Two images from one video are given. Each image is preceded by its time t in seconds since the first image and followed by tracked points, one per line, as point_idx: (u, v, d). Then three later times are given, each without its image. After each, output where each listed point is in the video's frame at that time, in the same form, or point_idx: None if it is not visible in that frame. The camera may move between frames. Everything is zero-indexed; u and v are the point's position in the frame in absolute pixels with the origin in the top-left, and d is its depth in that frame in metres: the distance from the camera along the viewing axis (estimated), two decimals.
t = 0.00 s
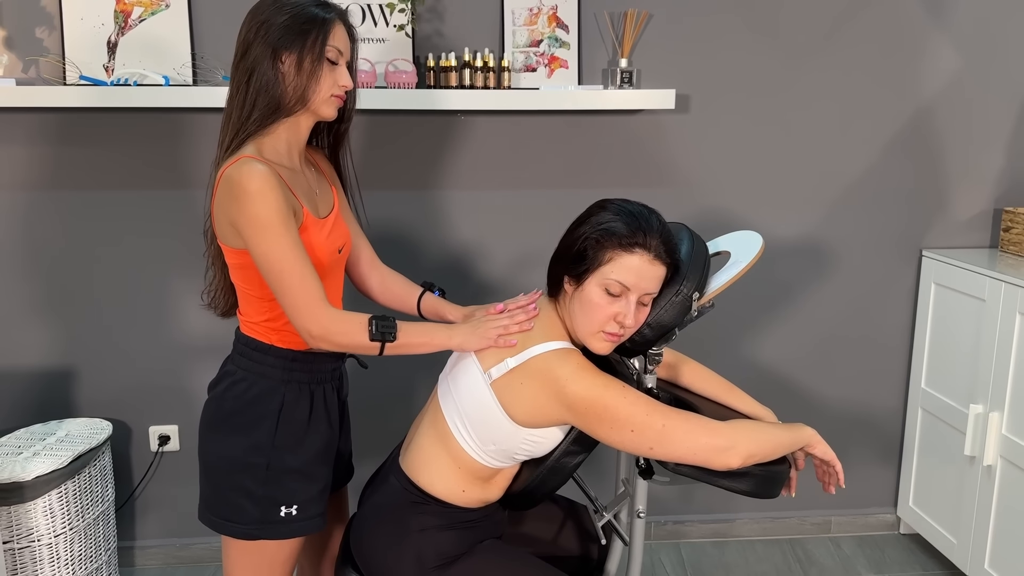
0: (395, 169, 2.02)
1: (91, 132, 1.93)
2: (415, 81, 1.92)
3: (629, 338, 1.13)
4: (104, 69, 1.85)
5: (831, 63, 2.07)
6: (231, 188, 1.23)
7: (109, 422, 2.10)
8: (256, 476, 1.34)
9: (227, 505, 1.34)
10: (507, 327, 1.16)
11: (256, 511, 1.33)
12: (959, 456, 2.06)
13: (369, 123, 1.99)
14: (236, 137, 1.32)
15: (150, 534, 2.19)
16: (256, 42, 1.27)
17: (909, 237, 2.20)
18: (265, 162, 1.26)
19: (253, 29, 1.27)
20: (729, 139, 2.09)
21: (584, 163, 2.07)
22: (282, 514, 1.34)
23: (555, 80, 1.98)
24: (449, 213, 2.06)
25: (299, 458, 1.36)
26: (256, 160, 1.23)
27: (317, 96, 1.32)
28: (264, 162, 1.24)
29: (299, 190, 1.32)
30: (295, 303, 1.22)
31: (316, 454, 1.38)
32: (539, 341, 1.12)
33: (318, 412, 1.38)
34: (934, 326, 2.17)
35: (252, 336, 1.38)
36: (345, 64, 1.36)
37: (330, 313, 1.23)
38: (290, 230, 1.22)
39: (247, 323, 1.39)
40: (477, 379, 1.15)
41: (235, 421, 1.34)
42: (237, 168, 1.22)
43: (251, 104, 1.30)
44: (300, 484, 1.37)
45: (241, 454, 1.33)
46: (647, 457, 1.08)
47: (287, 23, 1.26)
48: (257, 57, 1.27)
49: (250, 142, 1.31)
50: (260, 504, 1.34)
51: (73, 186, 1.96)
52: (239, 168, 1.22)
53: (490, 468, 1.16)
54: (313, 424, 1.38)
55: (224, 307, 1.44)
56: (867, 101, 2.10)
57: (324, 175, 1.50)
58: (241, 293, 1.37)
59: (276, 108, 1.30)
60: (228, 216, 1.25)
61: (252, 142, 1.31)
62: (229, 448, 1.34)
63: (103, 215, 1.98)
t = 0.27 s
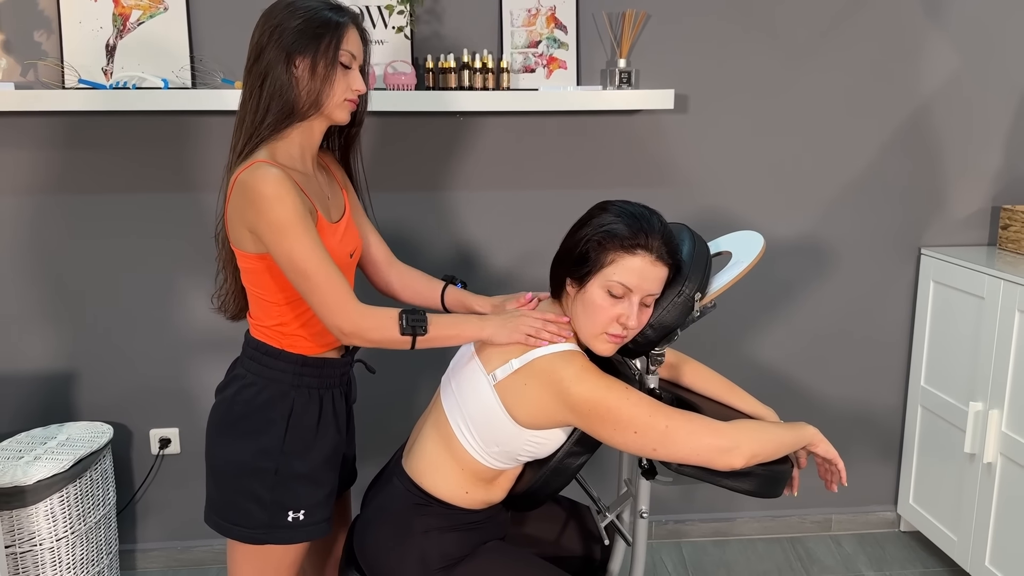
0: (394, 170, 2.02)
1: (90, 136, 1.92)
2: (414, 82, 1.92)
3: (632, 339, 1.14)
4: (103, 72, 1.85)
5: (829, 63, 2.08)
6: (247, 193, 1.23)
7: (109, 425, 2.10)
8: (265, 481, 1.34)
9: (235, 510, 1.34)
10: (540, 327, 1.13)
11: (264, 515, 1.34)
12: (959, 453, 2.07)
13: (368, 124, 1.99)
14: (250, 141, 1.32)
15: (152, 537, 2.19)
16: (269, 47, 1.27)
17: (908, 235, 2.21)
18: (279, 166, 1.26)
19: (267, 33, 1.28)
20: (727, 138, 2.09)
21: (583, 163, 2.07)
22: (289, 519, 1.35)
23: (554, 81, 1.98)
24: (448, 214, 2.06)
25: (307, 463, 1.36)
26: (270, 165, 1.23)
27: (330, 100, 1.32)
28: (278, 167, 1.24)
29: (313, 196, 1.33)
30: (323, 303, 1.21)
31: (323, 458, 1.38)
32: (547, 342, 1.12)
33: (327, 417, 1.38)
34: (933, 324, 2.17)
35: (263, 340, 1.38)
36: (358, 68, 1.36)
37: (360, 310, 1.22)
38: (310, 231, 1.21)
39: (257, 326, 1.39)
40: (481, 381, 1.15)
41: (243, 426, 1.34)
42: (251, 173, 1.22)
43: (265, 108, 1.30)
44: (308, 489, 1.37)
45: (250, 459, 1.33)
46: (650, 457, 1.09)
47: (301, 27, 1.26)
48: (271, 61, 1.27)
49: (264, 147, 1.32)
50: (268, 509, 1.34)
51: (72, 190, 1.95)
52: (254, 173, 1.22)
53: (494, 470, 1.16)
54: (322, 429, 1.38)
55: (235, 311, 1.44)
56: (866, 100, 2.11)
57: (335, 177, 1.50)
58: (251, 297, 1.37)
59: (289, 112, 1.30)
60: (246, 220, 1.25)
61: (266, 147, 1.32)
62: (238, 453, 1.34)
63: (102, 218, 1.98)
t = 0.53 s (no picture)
0: (394, 173, 2.02)
1: (89, 139, 1.92)
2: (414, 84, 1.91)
3: (637, 342, 1.13)
4: (101, 76, 1.84)
5: (830, 62, 2.07)
6: (252, 199, 1.22)
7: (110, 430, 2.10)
8: (264, 484, 1.33)
9: (234, 513, 1.33)
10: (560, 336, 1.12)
11: (262, 518, 1.33)
12: (962, 453, 2.07)
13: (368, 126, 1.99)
14: (254, 146, 1.32)
15: (153, 541, 2.18)
16: (273, 51, 1.26)
17: (909, 235, 2.20)
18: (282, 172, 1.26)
19: (271, 37, 1.27)
20: (728, 139, 2.08)
21: (584, 164, 2.07)
22: (288, 522, 1.34)
23: (554, 82, 1.97)
24: (449, 216, 2.06)
25: (306, 466, 1.35)
26: (274, 170, 1.23)
27: (334, 104, 1.32)
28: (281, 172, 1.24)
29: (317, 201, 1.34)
30: (338, 304, 1.20)
31: (322, 461, 1.37)
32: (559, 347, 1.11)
33: (326, 419, 1.37)
34: (934, 323, 2.17)
35: (263, 342, 1.37)
36: (363, 72, 1.35)
37: (376, 308, 1.21)
38: (318, 234, 1.20)
39: (256, 329, 1.39)
40: (484, 386, 1.15)
41: (242, 428, 1.34)
42: (256, 179, 1.22)
43: (269, 113, 1.30)
44: (307, 492, 1.36)
45: (248, 462, 1.33)
46: (654, 462, 1.08)
47: (305, 32, 1.25)
48: (275, 66, 1.26)
49: (268, 152, 1.31)
50: (267, 512, 1.33)
51: (71, 194, 1.95)
52: (258, 179, 1.22)
53: (497, 474, 1.16)
54: (321, 431, 1.37)
55: (237, 313, 1.44)
56: (866, 99, 2.10)
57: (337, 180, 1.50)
58: (252, 300, 1.37)
59: (293, 117, 1.30)
60: (252, 226, 1.25)
61: (269, 153, 1.31)
62: (236, 456, 1.33)
63: (101, 222, 1.97)
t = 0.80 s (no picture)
0: (394, 174, 2.01)
1: (86, 142, 1.91)
2: (412, 85, 1.90)
3: (637, 344, 1.12)
4: (98, 78, 1.84)
5: (830, 61, 2.06)
6: (233, 204, 1.21)
7: (109, 434, 2.09)
8: (247, 484, 1.32)
9: (217, 513, 1.32)
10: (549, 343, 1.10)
11: (246, 519, 1.32)
12: (965, 453, 2.06)
13: (366, 128, 1.98)
14: (233, 150, 1.31)
15: (153, 545, 2.18)
16: (254, 53, 1.25)
17: (911, 234, 2.19)
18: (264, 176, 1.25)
19: (251, 40, 1.26)
20: (729, 138, 2.08)
21: (584, 165, 2.06)
22: (271, 523, 1.33)
23: (554, 82, 1.97)
24: (448, 217, 2.05)
25: (289, 466, 1.34)
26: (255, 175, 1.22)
27: (315, 107, 1.31)
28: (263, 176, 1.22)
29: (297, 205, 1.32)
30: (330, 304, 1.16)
31: (306, 461, 1.37)
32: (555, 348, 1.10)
33: (308, 419, 1.37)
34: (936, 322, 2.16)
35: (245, 343, 1.36)
36: (344, 75, 1.34)
37: (368, 309, 1.16)
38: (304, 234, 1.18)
39: (239, 330, 1.37)
40: (478, 392, 1.14)
41: (224, 428, 1.33)
42: (237, 184, 1.21)
43: (248, 116, 1.29)
44: (290, 492, 1.35)
45: (231, 462, 1.31)
46: (657, 464, 1.07)
47: (286, 34, 1.25)
48: (255, 69, 1.25)
49: (247, 155, 1.30)
50: (250, 512, 1.32)
51: (69, 197, 1.94)
52: (240, 184, 1.20)
53: (498, 479, 1.15)
54: (304, 431, 1.36)
55: (217, 315, 1.43)
56: (867, 98, 2.09)
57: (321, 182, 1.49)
58: (234, 302, 1.35)
59: (273, 120, 1.29)
60: (237, 231, 1.23)
61: (250, 155, 1.30)
62: (219, 456, 1.32)
63: (99, 225, 1.96)
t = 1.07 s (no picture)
0: (393, 177, 1.99)
1: (83, 145, 1.89)
2: (411, 87, 1.88)
3: (640, 350, 1.10)
4: (95, 81, 1.82)
5: (832, 61, 2.04)
6: (208, 205, 1.19)
7: (107, 439, 2.07)
8: (247, 495, 1.31)
9: (219, 526, 1.31)
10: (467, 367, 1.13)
11: (248, 530, 1.31)
12: (970, 455, 2.04)
13: (365, 130, 1.96)
14: (218, 154, 1.29)
15: (152, 551, 2.16)
16: (233, 56, 1.24)
17: (914, 235, 2.18)
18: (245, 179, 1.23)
19: (230, 43, 1.25)
20: (731, 139, 2.06)
21: (584, 166, 2.04)
22: (274, 533, 1.32)
23: (554, 83, 1.95)
24: (448, 220, 2.04)
25: (290, 475, 1.33)
26: (234, 178, 1.20)
27: (299, 107, 1.29)
28: (240, 180, 1.21)
29: (281, 207, 1.29)
30: (242, 330, 1.18)
31: (307, 470, 1.36)
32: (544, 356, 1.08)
33: (309, 427, 1.35)
34: (941, 324, 2.14)
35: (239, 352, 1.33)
36: (327, 73, 1.33)
37: (274, 342, 1.19)
38: (253, 252, 1.18)
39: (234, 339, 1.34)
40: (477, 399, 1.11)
41: (223, 439, 1.31)
42: (215, 185, 1.19)
43: (231, 120, 1.27)
44: (293, 502, 1.34)
45: (230, 473, 1.30)
46: (661, 472, 1.06)
47: (265, 35, 1.23)
48: (235, 72, 1.24)
49: (232, 158, 1.28)
50: (252, 523, 1.31)
51: (67, 201, 1.92)
52: (215, 186, 1.19)
53: (499, 487, 1.14)
54: (304, 439, 1.35)
55: (212, 328, 1.41)
56: (870, 98, 2.08)
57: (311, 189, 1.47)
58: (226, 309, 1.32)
59: (257, 122, 1.27)
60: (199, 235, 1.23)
61: (235, 159, 1.28)
62: (217, 467, 1.30)
63: (97, 229, 1.95)
